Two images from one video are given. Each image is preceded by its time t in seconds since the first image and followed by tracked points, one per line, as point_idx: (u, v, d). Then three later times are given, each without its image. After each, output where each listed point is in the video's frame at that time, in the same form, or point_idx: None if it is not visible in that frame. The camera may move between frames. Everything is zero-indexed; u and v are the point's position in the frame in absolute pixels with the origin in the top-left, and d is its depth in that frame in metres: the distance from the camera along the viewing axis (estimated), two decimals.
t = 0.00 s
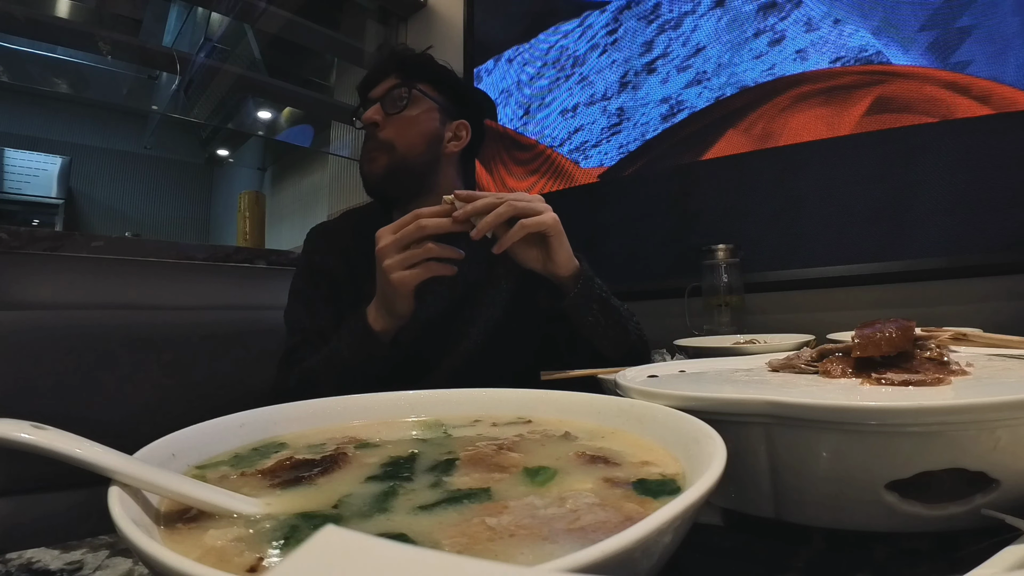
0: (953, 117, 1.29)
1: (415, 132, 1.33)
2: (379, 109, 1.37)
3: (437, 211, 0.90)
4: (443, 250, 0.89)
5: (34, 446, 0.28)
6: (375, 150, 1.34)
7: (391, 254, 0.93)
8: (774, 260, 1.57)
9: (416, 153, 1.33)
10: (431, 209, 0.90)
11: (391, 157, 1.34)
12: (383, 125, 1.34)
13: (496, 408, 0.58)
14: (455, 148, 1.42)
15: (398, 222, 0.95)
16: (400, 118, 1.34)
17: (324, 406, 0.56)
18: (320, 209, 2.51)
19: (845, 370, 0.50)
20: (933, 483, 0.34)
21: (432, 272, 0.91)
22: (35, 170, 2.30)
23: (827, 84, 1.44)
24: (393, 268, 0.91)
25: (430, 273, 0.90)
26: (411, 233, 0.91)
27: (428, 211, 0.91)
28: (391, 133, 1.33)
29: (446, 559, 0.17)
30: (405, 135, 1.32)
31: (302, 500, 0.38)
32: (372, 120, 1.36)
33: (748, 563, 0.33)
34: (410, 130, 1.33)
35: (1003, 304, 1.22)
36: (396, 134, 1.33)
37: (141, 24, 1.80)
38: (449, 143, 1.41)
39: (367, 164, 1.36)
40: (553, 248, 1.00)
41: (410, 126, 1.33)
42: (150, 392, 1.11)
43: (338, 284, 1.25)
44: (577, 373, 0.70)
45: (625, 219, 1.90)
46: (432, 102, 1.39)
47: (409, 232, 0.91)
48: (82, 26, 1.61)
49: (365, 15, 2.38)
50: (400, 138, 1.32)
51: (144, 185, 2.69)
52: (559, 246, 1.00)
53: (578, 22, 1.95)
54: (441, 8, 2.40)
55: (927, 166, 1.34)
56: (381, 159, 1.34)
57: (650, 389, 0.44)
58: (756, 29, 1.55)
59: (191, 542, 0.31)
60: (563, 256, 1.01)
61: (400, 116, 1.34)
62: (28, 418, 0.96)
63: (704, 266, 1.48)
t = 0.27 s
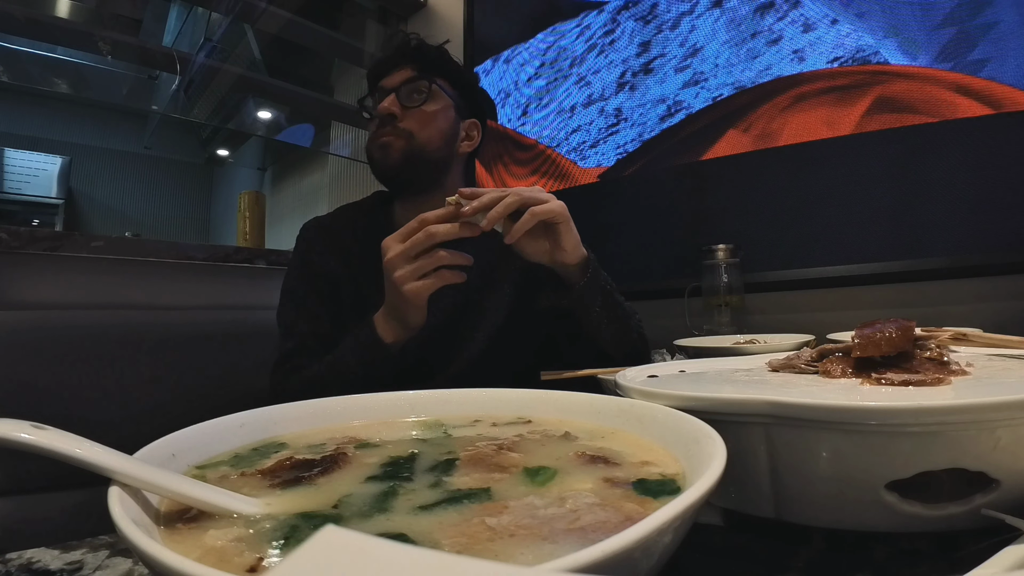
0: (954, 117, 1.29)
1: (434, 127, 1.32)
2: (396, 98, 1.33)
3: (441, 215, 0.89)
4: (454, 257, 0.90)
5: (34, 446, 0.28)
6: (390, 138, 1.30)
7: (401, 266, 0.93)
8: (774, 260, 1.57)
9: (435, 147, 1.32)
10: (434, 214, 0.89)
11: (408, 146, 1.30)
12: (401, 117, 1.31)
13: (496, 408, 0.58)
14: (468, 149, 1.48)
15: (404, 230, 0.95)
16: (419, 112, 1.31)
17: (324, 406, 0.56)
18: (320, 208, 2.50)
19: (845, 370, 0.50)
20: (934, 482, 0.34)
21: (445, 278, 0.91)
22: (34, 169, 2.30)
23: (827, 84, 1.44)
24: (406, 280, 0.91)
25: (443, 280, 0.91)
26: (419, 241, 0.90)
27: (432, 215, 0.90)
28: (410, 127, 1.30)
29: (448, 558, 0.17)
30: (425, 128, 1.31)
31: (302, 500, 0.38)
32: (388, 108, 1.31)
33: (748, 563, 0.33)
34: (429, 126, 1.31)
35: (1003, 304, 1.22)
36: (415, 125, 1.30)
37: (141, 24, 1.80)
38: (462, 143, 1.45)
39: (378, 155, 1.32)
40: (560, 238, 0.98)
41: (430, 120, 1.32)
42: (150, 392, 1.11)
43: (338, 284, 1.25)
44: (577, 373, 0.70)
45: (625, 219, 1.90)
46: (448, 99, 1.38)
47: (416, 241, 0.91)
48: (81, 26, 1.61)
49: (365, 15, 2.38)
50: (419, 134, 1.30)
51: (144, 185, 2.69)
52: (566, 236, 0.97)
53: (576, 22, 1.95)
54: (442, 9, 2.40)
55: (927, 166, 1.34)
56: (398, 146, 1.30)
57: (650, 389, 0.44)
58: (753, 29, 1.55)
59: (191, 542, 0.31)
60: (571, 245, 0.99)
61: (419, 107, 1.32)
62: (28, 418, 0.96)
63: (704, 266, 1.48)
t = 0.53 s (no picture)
0: (951, 118, 1.29)
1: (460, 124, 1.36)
2: (425, 89, 1.33)
3: (459, 217, 0.88)
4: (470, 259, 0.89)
5: (35, 446, 0.28)
6: (424, 136, 1.31)
7: (418, 270, 0.92)
8: (774, 260, 1.57)
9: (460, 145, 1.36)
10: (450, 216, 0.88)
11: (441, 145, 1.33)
12: (430, 110, 1.32)
13: (496, 408, 0.58)
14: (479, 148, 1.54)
15: (418, 233, 0.94)
16: (448, 107, 1.34)
17: (324, 406, 0.56)
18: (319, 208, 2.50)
19: (845, 370, 0.50)
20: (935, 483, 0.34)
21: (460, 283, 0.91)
22: (35, 169, 2.30)
23: (827, 83, 1.44)
24: (423, 284, 0.90)
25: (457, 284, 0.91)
26: (435, 243, 0.90)
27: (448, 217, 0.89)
28: (439, 122, 1.32)
29: (446, 558, 0.17)
30: (453, 126, 1.34)
31: (302, 500, 0.38)
32: (421, 102, 1.30)
33: (748, 563, 0.33)
34: (456, 123, 1.35)
35: (1003, 303, 1.22)
36: (444, 123, 1.33)
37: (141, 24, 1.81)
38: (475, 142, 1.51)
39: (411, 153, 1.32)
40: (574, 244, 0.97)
41: (456, 117, 1.35)
42: (149, 392, 1.11)
43: (338, 284, 1.24)
44: (577, 373, 0.70)
45: (625, 219, 1.90)
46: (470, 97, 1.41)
47: (433, 244, 0.90)
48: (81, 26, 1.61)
49: (365, 15, 2.38)
50: (448, 130, 1.32)
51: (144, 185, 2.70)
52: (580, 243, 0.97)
53: (574, 23, 1.96)
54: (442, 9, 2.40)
55: (928, 165, 1.34)
56: (433, 146, 1.32)
57: (650, 389, 0.44)
58: (751, 29, 1.55)
59: (191, 542, 0.31)
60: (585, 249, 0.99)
61: (446, 103, 1.34)
62: (28, 417, 0.96)
63: (704, 266, 1.48)
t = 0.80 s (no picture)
0: (951, 118, 1.29)
1: (462, 127, 1.37)
2: (426, 91, 1.34)
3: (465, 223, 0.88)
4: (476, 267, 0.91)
5: (34, 446, 0.28)
6: (429, 136, 1.32)
7: (427, 276, 0.93)
8: (775, 260, 1.57)
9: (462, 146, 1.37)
10: (458, 221, 0.88)
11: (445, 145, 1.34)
12: (434, 112, 1.33)
13: (496, 408, 0.58)
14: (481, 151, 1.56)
15: (426, 239, 0.95)
16: (451, 109, 1.35)
17: (325, 406, 0.56)
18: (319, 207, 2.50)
19: (845, 370, 0.50)
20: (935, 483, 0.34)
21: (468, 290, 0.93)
22: (35, 169, 2.30)
23: (827, 83, 1.44)
24: (432, 291, 0.91)
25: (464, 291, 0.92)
26: (444, 249, 0.90)
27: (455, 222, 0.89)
28: (444, 124, 1.33)
29: (446, 559, 0.17)
30: (456, 128, 1.36)
31: (302, 500, 0.38)
32: (424, 104, 1.31)
33: (748, 563, 0.33)
34: (460, 124, 1.36)
35: (1003, 303, 1.22)
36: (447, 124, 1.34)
37: (141, 24, 1.82)
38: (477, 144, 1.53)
39: (413, 153, 1.32)
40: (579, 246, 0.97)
41: (459, 119, 1.36)
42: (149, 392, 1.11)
43: (337, 284, 1.24)
44: (577, 373, 0.70)
45: (625, 219, 1.90)
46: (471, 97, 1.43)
47: (441, 249, 0.91)
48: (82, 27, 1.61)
49: (365, 15, 2.38)
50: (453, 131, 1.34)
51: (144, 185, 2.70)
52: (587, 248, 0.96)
53: (572, 22, 1.96)
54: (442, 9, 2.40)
55: (928, 165, 1.34)
56: (437, 144, 1.32)
57: (650, 388, 0.44)
58: (749, 29, 1.55)
59: (191, 542, 0.31)
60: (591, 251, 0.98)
61: (450, 105, 1.35)
62: (29, 417, 0.96)
63: (704, 266, 1.48)
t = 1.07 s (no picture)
0: (952, 118, 1.29)
1: (459, 130, 1.37)
2: (424, 93, 1.33)
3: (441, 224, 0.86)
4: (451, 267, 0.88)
5: (34, 446, 0.28)
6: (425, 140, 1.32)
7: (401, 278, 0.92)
8: (775, 260, 1.57)
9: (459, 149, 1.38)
10: (430, 219, 0.86)
11: (441, 149, 1.34)
12: (431, 115, 1.33)
13: (496, 408, 0.58)
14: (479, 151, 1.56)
15: (398, 239, 0.93)
16: (448, 111, 1.34)
17: (325, 406, 0.56)
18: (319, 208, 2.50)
19: (845, 370, 0.50)
20: (935, 483, 0.34)
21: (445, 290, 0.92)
22: (35, 170, 2.26)
23: (827, 83, 1.44)
24: (407, 294, 0.92)
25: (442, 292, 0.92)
26: (413, 248, 0.88)
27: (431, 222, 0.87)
28: (441, 127, 1.33)
29: (447, 558, 0.17)
30: (453, 131, 1.35)
31: (302, 500, 0.38)
32: (422, 108, 1.31)
33: (748, 563, 0.33)
34: (457, 126, 1.36)
35: (1003, 303, 1.22)
36: (444, 128, 1.34)
37: (141, 24, 1.86)
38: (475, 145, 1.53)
39: (409, 158, 1.34)
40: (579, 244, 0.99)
41: (457, 122, 1.36)
42: (149, 392, 1.11)
43: (337, 285, 1.24)
44: (577, 373, 0.70)
45: (625, 219, 1.90)
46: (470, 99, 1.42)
47: (409, 249, 0.88)
48: (82, 27, 1.61)
49: (366, 15, 2.38)
50: (450, 134, 1.34)
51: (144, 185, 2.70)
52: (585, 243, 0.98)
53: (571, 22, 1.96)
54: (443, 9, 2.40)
55: (928, 165, 1.34)
56: (433, 149, 1.33)
57: (650, 388, 0.44)
58: (746, 29, 1.56)
59: (190, 542, 0.31)
60: (588, 251, 1.00)
61: (447, 108, 1.34)
62: (29, 417, 0.96)
63: (704, 267, 1.48)
